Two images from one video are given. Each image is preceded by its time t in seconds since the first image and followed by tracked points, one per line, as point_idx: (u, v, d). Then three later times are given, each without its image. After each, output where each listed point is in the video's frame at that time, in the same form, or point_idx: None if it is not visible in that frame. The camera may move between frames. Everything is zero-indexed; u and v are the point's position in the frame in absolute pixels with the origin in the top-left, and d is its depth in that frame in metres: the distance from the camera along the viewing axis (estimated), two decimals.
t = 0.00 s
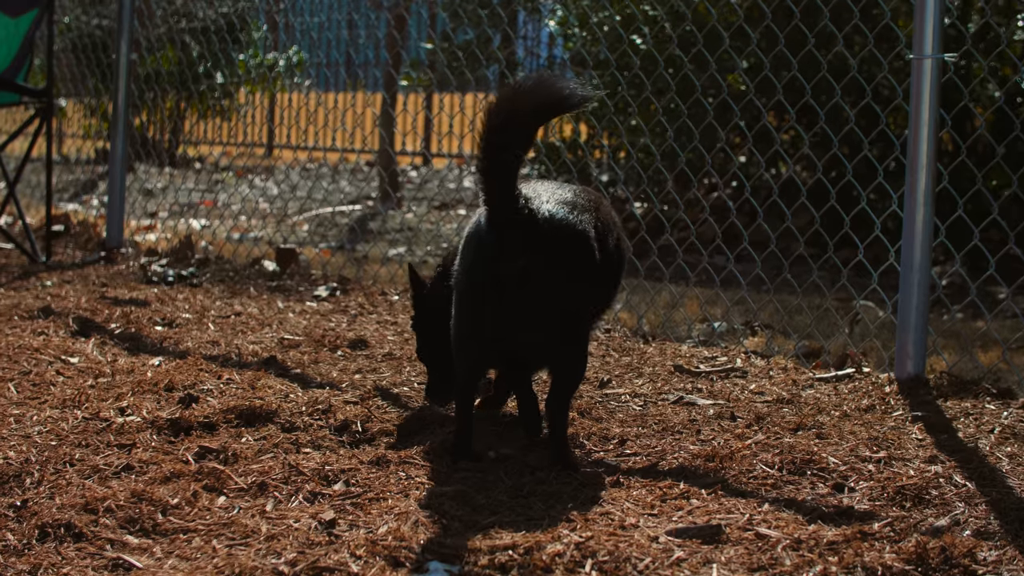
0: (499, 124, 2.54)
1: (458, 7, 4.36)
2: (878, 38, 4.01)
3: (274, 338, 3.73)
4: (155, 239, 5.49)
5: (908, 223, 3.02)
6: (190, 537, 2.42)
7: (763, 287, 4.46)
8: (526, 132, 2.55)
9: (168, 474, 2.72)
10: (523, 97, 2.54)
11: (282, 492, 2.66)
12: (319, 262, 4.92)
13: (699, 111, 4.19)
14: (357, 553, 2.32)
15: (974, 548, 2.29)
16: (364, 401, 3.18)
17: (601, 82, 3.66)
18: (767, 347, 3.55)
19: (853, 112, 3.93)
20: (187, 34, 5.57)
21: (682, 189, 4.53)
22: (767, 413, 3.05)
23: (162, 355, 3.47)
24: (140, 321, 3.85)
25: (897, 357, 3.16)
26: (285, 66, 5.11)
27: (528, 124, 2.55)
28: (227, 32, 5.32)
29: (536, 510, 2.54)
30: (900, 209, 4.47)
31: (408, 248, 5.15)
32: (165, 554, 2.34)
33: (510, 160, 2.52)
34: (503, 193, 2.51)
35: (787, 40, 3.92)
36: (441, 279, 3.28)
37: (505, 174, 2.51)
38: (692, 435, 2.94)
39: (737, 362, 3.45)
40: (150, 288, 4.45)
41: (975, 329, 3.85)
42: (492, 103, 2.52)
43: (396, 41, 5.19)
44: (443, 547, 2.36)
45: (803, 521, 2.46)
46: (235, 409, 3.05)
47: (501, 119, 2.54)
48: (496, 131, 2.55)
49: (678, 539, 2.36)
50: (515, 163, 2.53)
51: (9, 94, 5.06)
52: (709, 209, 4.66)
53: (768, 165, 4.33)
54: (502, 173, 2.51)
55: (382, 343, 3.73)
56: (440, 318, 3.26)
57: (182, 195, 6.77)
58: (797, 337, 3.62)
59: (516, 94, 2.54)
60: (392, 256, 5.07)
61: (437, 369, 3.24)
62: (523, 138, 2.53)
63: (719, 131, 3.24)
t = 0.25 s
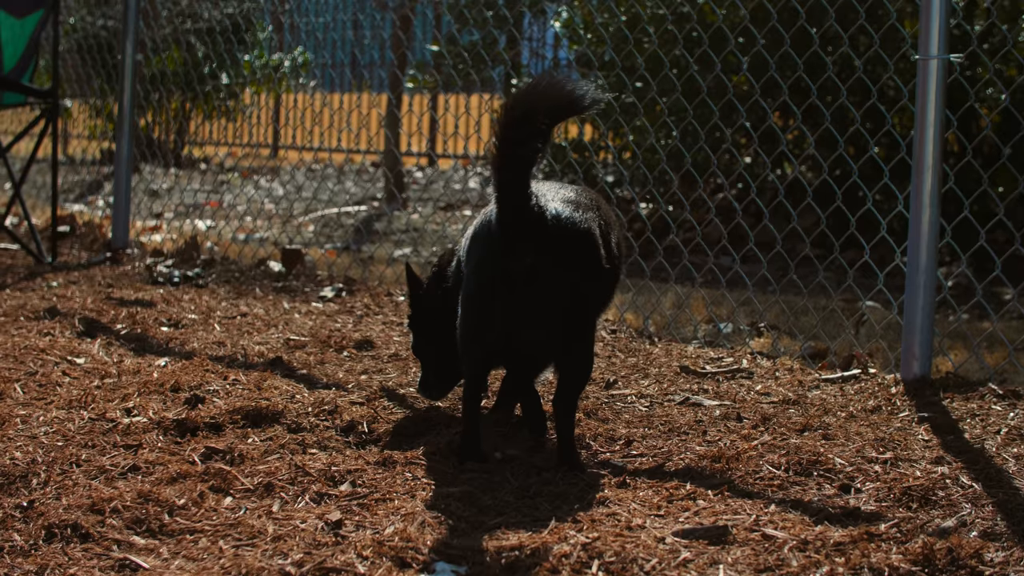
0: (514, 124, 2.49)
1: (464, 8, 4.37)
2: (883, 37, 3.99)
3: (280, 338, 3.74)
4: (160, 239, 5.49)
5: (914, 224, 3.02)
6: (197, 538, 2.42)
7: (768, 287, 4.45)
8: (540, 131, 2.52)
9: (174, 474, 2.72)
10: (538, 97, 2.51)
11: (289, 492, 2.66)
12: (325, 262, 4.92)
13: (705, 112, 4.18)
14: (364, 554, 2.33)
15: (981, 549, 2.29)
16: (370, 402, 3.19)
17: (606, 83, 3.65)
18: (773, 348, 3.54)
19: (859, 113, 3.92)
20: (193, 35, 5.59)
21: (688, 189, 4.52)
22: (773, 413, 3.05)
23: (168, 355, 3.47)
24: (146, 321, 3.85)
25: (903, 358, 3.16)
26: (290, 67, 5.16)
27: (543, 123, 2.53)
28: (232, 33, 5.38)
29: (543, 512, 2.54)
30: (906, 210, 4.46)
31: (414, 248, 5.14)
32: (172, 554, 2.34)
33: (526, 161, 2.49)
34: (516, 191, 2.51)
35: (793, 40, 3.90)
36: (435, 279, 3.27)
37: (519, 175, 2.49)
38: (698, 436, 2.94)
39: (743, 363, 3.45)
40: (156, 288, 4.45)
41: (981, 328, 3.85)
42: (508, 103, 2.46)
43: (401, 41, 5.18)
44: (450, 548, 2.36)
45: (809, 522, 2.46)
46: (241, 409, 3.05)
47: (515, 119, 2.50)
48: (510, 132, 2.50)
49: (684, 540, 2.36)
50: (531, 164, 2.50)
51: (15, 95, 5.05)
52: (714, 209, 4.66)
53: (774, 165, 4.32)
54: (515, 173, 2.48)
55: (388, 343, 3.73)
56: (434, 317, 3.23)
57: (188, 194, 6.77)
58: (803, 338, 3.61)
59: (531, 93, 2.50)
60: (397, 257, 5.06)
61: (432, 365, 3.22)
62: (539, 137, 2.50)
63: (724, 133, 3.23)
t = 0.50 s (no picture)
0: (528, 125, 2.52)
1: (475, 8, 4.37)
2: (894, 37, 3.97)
3: (291, 338, 3.74)
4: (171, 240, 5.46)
5: (925, 225, 3.00)
6: (209, 538, 2.42)
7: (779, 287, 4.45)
8: (553, 134, 2.54)
9: (185, 474, 2.72)
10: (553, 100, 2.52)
11: (300, 492, 2.66)
12: (336, 262, 4.91)
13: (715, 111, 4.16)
14: (376, 554, 2.33)
15: (993, 550, 2.28)
16: (382, 402, 3.19)
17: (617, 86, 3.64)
18: (784, 348, 3.54)
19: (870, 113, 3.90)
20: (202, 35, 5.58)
21: (698, 189, 4.51)
22: (785, 413, 3.05)
23: (179, 355, 3.47)
24: (157, 321, 3.85)
25: (915, 358, 3.16)
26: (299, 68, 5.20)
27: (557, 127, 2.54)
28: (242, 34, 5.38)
29: (555, 512, 2.54)
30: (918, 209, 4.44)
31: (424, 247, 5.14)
32: (184, 554, 2.34)
33: (539, 163, 2.51)
34: (530, 190, 2.50)
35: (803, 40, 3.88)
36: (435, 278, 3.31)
37: (531, 175, 2.51)
38: (709, 436, 2.94)
39: (754, 363, 3.44)
40: (167, 288, 4.45)
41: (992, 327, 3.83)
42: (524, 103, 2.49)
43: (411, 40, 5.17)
44: (462, 548, 2.36)
45: (821, 522, 2.46)
46: (253, 409, 3.05)
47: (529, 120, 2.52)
48: (525, 133, 2.53)
49: (696, 540, 2.36)
50: (543, 165, 2.52)
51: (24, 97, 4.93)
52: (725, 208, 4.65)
53: (785, 164, 4.31)
54: (528, 173, 2.50)
55: (399, 343, 3.73)
56: (434, 316, 3.28)
57: (198, 194, 6.76)
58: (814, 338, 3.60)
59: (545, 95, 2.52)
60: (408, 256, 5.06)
61: (432, 363, 3.24)
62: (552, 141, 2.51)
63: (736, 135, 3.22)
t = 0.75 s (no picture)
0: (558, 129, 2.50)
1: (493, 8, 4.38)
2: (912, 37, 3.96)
3: (309, 338, 3.74)
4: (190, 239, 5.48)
5: (944, 225, 3.00)
6: (227, 537, 2.43)
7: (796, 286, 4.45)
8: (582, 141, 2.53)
9: (204, 473, 2.72)
10: (585, 106, 2.51)
11: (318, 491, 2.67)
12: (353, 261, 4.91)
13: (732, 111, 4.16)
14: (394, 553, 2.33)
15: (1012, 549, 2.28)
16: (400, 402, 3.19)
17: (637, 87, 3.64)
18: (802, 347, 3.54)
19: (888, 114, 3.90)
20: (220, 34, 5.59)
21: (715, 188, 4.51)
22: (802, 413, 3.05)
23: (197, 355, 3.47)
24: (175, 321, 3.85)
25: (933, 358, 3.16)
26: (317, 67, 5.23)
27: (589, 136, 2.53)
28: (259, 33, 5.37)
29: (574, 511, 2.54)
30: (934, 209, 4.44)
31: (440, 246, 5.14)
32: (203, 553, 2.35)
33: (565, 168, 2.50)
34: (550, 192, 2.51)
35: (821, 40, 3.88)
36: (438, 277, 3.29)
37: (556, 179, 2.51)
38: (728, 436, 2.93)
39: (772, 363, 3.44)
40: (184, 287, 4.45)
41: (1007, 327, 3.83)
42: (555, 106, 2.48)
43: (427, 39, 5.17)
44: (481, 547, 2.36)
45: (839, 522, 2.46)
46: (271, 409, 3.05)
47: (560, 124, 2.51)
48: (552, 135, 2.51)
49: (714, 540, 2.36)
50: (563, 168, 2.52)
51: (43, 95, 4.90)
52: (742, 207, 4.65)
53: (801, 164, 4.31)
54: (553, 177, 2.50)
55: (417, 343, 3.73)
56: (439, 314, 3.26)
57: (215, 193, 6.77)
58: (831, 338, 3.60)
59: (578, 101, 2.51)
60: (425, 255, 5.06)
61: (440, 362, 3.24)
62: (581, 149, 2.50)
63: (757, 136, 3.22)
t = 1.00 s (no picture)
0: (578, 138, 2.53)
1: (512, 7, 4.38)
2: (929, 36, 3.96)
3: (326, 337, 3.74)
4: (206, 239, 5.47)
5: (960, 224, 3.01)
6: (244, 536, 2.43)
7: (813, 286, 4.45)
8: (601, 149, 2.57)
9: (221, 472, 2.72)
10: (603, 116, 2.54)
11: (335, 490, 2.67)
12: (369, 260, 4.91)
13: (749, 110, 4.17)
14: (411, 552, 2.32)
15: None
16: (417, 401, 3.19)
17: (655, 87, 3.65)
18: (819, 347, 3.54)
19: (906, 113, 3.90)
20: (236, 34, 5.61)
21: (732, 188, 4.51)
22: (819, 412, 3.05)
23: (214, 354, 3.47)
24: (191, 320, 3.85)
25: (950, 357, 3.16)
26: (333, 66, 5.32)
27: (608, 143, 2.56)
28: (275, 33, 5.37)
29: (591, 510, 2.54)
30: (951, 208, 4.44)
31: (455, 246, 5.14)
32: (220, 552, 2.35)
33: (585, 176, 2.54)
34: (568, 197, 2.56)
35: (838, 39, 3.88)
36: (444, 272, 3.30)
37: (575, 188, 2.55)
38: (744, 435, 2.93)
39: (788, 362, 3.44)
40: (201, 287, 4.45)
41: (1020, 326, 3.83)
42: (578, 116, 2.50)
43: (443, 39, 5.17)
44: (497, 546, 2.36)
45: (856, 521, 2.46)
46: (288, 408, 3.05)
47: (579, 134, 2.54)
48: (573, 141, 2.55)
49: (731, 539, 2.36)
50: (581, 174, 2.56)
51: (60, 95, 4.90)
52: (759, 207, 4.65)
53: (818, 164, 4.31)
54: (573, 186, 2.54)
55: (433, 342, 3.73)
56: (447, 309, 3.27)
57: (231, 193, 6.77)
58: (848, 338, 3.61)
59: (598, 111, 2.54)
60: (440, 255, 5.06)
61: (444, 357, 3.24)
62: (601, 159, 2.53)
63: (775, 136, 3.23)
